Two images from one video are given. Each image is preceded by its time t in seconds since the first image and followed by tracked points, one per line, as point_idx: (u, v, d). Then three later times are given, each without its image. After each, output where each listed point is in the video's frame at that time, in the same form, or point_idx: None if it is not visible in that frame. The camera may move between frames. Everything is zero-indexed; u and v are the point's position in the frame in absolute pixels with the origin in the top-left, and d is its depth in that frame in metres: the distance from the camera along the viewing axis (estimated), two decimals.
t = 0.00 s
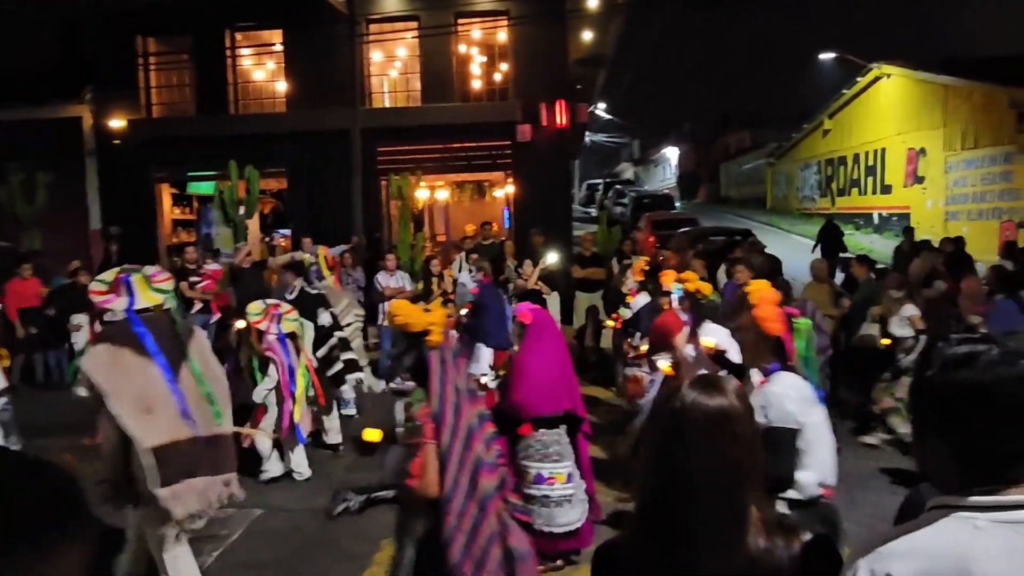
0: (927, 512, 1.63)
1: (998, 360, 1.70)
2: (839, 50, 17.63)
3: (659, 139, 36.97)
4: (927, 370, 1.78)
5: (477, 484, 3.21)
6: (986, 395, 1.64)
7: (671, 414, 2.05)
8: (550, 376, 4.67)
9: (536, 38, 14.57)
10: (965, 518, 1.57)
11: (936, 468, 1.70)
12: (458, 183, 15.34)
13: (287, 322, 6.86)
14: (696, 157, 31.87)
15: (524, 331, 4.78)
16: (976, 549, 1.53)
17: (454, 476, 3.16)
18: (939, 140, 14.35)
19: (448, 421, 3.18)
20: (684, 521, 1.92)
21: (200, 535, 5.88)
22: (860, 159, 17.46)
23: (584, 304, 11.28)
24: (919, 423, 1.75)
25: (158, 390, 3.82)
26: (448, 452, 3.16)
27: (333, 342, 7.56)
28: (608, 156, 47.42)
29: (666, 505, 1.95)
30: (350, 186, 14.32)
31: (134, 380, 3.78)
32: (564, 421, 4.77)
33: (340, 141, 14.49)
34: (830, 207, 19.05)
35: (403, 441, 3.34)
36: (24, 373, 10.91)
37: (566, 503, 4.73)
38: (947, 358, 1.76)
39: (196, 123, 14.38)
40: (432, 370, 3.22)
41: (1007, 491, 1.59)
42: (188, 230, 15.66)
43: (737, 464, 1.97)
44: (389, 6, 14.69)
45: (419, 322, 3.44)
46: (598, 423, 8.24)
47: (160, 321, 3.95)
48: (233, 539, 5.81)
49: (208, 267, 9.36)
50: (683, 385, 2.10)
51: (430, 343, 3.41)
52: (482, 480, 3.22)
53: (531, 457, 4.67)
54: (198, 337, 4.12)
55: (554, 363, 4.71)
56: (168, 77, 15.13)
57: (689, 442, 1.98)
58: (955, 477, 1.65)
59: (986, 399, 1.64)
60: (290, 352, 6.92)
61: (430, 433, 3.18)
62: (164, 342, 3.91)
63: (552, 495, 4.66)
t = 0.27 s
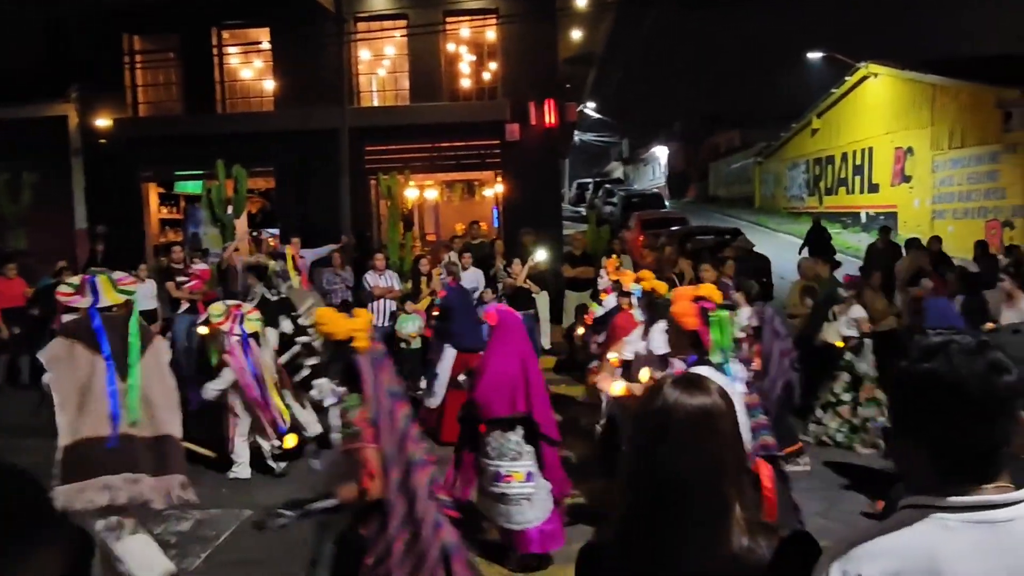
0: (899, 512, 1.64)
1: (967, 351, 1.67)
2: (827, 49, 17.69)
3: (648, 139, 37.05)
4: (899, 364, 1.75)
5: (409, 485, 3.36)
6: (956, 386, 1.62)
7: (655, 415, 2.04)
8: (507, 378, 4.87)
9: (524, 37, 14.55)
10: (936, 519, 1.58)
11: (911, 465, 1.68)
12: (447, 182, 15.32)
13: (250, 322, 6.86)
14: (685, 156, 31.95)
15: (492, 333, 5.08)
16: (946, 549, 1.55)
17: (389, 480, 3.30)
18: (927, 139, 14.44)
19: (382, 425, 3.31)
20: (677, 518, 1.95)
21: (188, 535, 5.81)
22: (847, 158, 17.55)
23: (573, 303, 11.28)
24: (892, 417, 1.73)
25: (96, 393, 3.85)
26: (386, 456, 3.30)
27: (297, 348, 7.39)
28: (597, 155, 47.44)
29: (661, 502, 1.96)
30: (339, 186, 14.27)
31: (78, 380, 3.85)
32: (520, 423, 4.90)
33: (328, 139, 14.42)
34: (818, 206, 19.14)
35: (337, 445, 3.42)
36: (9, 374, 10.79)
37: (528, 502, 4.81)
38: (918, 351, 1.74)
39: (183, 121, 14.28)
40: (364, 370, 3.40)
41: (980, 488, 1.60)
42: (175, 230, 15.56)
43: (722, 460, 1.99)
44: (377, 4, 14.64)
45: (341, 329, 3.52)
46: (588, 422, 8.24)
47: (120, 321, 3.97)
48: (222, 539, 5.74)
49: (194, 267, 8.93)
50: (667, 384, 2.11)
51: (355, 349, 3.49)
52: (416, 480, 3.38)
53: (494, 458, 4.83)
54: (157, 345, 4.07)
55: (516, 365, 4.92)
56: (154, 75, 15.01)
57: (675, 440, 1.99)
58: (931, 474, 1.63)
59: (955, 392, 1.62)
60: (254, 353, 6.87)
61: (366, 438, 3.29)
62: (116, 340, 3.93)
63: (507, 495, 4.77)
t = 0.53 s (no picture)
0: (870, 513, 1.63)
1: (939, 353, 1.68)
2: (815, 49, 17.75)
3: (638, 139, 37.15)
4: (872, 362, 1.76)
5: (324, 463, 3.31)
6: (927, 388, 1.63)
7: (636, 415, 2.04)
8: (471, 370, 5.12)
9: (514, 37, 14.56)
10: (904, 519, 1.57)
11: (881, 464, 1.68)
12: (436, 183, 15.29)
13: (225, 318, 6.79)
14: (675, 156, 32.05)
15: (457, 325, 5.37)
16: (915, 550, 1.54)
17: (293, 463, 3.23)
18: (914, 138, 14.51)
19: (286, 411, 3.23)
20: (662, 518, 1.95)
21: (174, 538, 5.74)
22: (836, 158, 17.62)
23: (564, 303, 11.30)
24: (864, 417, 1.73)
25: (62, 382, 4.49)
26: (289, 440, 3.23)
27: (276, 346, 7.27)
28: (587, 156, 47.50)
29: (648, 501, 1.96)
30: (328, 186, 14.21)
31: (47, 371, 4.46)
32: (482, 412, 5.15)
33: (318, 139, 14.38)
34: (807, 205, 19.21)
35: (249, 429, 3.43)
36: None
37: (478, 491, 5.08)
38: (892, 350, 1.75)
39: (170, 122, 14.21)
40: (272, 354, 3.33)
41: (950, 488, 1.60)
42: (163, 231, 15.48)
43: (703, 458, 1.99)
44: (366, 4, 14.61)
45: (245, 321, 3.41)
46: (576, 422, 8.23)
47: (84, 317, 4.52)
48: (208, 542, 5.67)
49: (183, 268, 9.22)
50: (648, 384, 2.10)
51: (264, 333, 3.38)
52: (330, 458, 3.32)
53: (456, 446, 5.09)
54: (117, 337, 4.70)
55: (483, 355, 5.18)
56: (141, 76, 14.93)
57: (656, 441, 2.00)
58: (903, 472, 1.63)
59: (925, 392, 1.62)
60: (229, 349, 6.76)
61: (267, 422, 3.29)
62: (80, 336, 4.51)
63: (467, 481, 5.06)
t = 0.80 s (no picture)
0: (846, 517, 1.64)
1: (921, 364, 1.67)
2: (808, 50, 17.79)
3: (632, 139, 37.20)
4: (852, 368, 1.75)
5: (245, 468, 3.98)
6: (904, 398, 1.63)
7: (618, 420, 2.04)
8: (432, 373, 5.25)
9: (507, 38, 14.55)
10: (877, 524, 1.58)
11: (860, 470, 1.69)
12: (430, 184, 15.28)
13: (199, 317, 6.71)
14: (669, 156, 32.10)
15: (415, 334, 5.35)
16: (887, 554, 1.55)
17: (214, 458, 3.88)
18: (906, 139, 14.55)
19: (212, 409, 3.91)
20: (644, 524, 1.95)
21: (164, 542, 5.72)
22: (828, 159, 17.67)
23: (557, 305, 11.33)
24: (844, 424, 1.73)
25: (24, 392, 4.46)
26: (212, 436, 3.90)
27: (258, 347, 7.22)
28: (581, 156, 47.54)
29: (631, 505, 1.96)
30: (321, 187, 14.19)
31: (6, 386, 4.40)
32: (448, 414, 5.30)
33: (310, 141, 14.35)
34: (800, 206, 19.25)
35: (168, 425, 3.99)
36: None
37: (445, 489, 5.33)
38: (873, 356, 1.74)
39: (162, 123, 14.17)
40: (212, 357, 4.01)
41: (925, 494, 1.60)
42: (155, 232, 15.45)
43: (685, 462, 1.99)
44: (358, 5, 14.59)
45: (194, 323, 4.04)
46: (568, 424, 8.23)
47: (34, 325, 4.54)
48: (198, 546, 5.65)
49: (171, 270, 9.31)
50: (631, 388, 2.09)
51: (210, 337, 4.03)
52: (252, 461, 4.01)
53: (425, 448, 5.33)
54: (71, 341, 4.81)
55: (442, 361, 5.29)
56: (133, 77, 14.88)
57: (639, 444, 1.99)
58: (877, 478, 1.64)
59: (902, 402, 1.63)
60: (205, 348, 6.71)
61: (191, 421, 3.89)
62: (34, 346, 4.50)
63: (432, 480, 5.33)
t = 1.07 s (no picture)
0: (827, 519, 1.64)
1: (889, 370, 1.70)
2: (800, 53, 17.84)
3: (625, 141, 37.26)
4: (833, 374, 1.77)
5: (190, 450, 4.05)
6: (882, 400, 1.64)
7: (604, 423, 2.04)
8: (388, 363, 5.33)
9: (501, 40, 14.56)
10: (855, 524, 1.58)
11: (840, 474, 1.69)
12: (423, 185, 15.26)
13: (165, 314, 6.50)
14: (663, 158, 32.16)
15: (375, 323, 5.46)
16: (862, 554, 1.54)
17: (157, 436, 4.03)
18: (898, 141, 14.60)
19: (159, 392, 4.02)
20: (629, 526, 1.94)
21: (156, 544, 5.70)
22: (821, 161, 17.72)
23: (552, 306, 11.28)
24: (822, 427, 1.75)
25: None
26: (157, 416, 4.03)
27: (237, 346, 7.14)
28: (575, 158, 47.60)
29: (617, 508, 1.95)
30: (314, 189, 14.16)
31: None
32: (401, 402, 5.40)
33: (303, 142, 14.33)
34: (793, 208, 19.30)
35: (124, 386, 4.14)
36: None
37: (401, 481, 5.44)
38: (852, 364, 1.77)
39: (153, 124, 14.12)
40: (164, 344, 4.06)
41: (905, 494, 1.60)
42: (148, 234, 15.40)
43: (672, 466, 1.99)
44: (352, 6, 14.59)
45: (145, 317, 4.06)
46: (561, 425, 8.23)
47: None
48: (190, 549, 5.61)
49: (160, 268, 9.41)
50: (618, 392, 2.09)
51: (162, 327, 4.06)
52: (198, 445, 4.05)
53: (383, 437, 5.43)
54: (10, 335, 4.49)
55: (399, 353, 5.37)
56: (126, 78, 14.85)
57: (625, 446, 1.99)
58: (853, 481, 1.65)
59: (877, 407, 1.64)
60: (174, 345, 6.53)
61: (138, 391, 4.01)
62: None
63: (394, 470, 5.44)
